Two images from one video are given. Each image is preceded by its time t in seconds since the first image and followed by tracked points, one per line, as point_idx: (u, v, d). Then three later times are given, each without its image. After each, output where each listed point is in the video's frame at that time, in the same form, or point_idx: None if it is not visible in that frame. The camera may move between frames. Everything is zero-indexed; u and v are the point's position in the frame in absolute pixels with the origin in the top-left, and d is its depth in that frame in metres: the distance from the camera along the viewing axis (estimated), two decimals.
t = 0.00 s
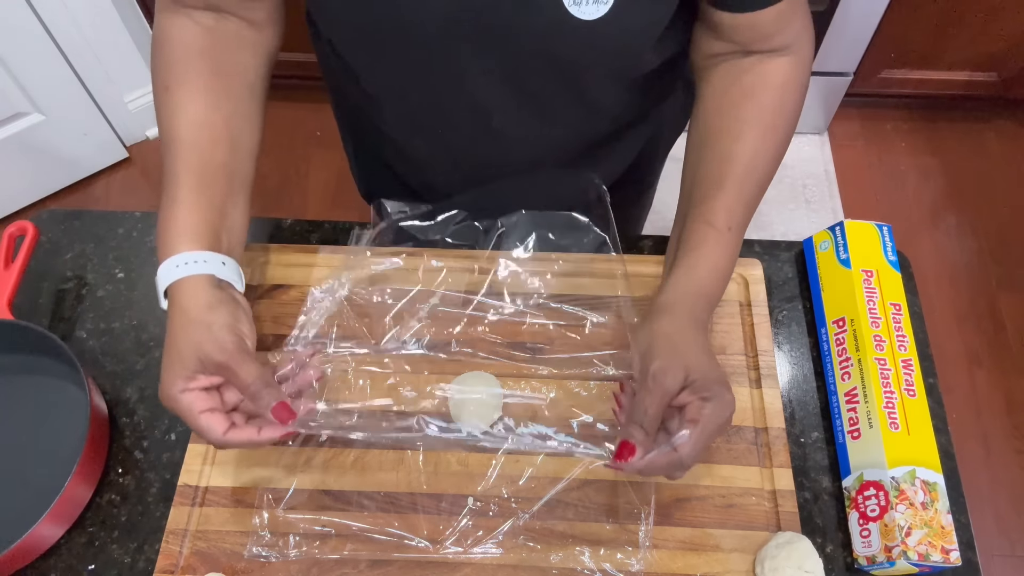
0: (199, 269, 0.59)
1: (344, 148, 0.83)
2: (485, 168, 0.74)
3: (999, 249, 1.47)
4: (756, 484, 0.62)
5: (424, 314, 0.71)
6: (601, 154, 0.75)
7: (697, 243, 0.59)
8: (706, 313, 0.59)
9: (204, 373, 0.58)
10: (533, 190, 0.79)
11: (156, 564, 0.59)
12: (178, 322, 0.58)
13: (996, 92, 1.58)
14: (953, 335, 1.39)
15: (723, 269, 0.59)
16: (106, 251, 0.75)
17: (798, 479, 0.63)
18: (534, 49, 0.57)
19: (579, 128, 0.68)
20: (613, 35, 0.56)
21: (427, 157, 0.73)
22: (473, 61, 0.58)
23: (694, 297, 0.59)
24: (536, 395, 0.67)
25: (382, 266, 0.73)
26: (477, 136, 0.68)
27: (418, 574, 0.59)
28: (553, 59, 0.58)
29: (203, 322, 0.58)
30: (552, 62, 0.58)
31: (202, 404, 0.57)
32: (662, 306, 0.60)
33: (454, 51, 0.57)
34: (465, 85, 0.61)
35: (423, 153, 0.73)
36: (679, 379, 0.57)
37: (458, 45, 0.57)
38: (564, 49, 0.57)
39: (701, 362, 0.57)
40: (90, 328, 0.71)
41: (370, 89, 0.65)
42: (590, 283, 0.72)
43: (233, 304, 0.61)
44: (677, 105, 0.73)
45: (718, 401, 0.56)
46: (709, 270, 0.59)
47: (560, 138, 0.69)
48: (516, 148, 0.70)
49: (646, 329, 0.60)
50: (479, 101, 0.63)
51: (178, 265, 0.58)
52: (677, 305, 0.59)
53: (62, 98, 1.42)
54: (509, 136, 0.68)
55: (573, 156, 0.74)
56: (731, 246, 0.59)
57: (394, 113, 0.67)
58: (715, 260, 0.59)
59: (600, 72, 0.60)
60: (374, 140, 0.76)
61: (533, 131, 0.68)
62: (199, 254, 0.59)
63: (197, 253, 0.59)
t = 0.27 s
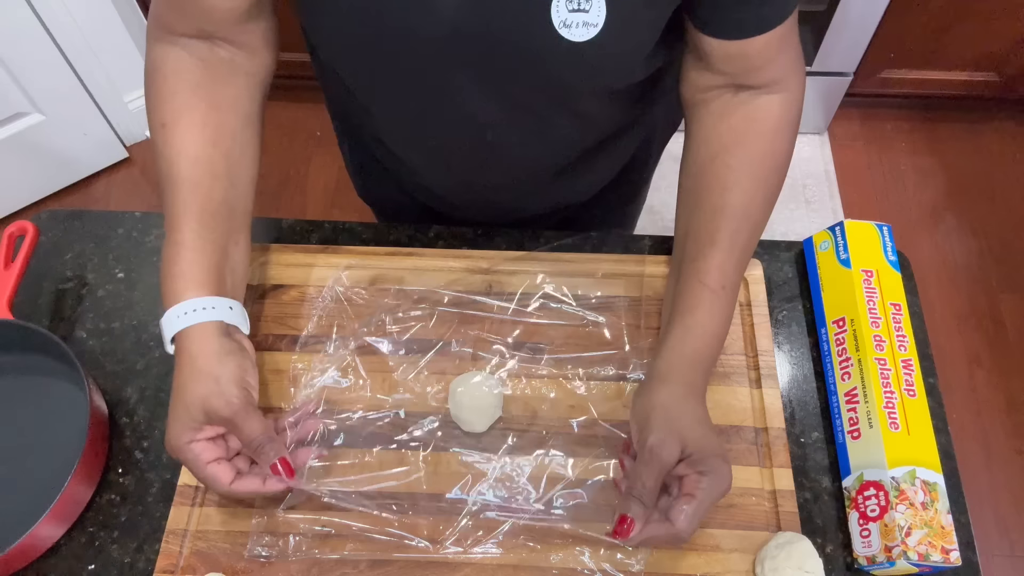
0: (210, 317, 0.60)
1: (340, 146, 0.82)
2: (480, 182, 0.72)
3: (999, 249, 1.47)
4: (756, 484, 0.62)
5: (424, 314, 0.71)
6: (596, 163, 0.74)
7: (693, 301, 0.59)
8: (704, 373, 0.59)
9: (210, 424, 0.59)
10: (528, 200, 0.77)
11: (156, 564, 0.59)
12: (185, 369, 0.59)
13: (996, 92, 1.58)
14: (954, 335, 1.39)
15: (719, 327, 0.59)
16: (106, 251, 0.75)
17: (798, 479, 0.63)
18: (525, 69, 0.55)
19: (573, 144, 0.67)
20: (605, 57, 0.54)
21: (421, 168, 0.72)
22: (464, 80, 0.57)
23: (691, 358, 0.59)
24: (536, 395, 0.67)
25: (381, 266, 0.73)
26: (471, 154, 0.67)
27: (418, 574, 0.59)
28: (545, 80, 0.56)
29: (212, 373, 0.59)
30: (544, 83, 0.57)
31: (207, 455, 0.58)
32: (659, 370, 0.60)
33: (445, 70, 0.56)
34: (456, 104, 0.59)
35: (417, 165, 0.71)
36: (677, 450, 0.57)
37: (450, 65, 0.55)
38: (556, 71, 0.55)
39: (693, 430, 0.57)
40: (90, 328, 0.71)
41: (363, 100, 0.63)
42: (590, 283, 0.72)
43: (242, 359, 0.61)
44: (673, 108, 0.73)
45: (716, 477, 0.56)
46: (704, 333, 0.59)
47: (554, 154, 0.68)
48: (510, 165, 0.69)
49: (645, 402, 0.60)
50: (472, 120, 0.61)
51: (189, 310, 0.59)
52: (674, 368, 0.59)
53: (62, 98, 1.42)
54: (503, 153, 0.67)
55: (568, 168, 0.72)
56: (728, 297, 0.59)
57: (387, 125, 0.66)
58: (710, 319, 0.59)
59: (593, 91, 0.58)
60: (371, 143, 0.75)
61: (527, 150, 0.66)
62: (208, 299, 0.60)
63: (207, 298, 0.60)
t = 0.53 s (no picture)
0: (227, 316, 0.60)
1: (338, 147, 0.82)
2: (477, 187, 0.72)
3: (999, 249, 1.47)
4: (756, 484, 0.62)
5: (424, 314, 0.71)
6: (594, 167, 0.73)
7: (683, 318, 0.60)
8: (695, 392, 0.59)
9: (225, 423, 0.59)
10: (525, 203, 0.77)
11: (156, 564, 0.59)
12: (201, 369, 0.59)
13: (997, 91, 1.58)
14: (954, 335, 1.39)
15: (710, 344, 0.59)
16: (106, 251, 0.75)
17: (798, 479, 0.63)
18: (519, 78, 0.55)
19: (569, 151, 0.67)
20: (598, 67, 0.54)
21: (417, 172, 0.72)
22: (459, 88, 0.57)
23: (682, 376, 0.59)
24: (536, 395, 0.67)
25: (381, 266, 0.73)
26: (466, 160, 0.67)
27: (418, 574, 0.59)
28: (539, 89, 0.56)
29: (229, 370, 0.60)
30: (538, 92, 0.57)
31: (222, 454, 0.58)
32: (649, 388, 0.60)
33: (439, 78, 0.56)
34: (451, 111, 0.60)
35: (413, 169, 0.72)
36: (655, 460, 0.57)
37: (444, 73, 0.55)
38: (550, 80, 0.55)
39: (670, 442, 0.57)
40: (90, 328, 0.71)
41: (359, 105, 0.63)
42: (590, 283, 0.72)
43: (259, 359, 0.62)
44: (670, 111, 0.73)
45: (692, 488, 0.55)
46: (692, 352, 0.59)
47: (550, 160, 0.68)
48: (506, 170, 0.69)
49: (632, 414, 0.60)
50: (467, 127, 0.61)
51: (206, 309, 0.60)
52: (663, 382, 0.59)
53: (62, 98, 1.42)
54: (498, 160, 0.67)
55: (565, 173, 0.72)
56: (722, 314, 0.60)
57: (383, 130, 0.66)
58: (700, 336, 0.59)
59: (588, 100, 0.58)
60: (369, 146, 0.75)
61: (523, 157, 0.66)
62: (230, 296, 0.61)
63: (222, 296, 0.60)
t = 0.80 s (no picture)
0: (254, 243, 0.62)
1: (338, 150, 0.82)
2: (476, 190, 0.73)
3: (999, 249, 1.47)
4: (756, 484, 0.62)
5: (424, 314, 0.71)
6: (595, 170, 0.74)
7: (682, 308, 0.59)
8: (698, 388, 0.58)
9: (228, 337, 0.60)
10: (525, 207, 0.77)
11: (156, 564, 0.59)
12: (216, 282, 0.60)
13: (997, 91, 1.58)
14: (954, 335, 1.39)
15: (712, 334, 0.59)
16: (106, 251, 0.75)
17: (798, 479, 0.63)
18: (518, 84, 0.55)
19: (568, 155, 0.67)
20: (597, 72, 0.54)
21: (416, 176, 0.72)
22: (457, 93, 0.57)
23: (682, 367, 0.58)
24: (536, 395, 0.67)
25: (381, 266, 0.73)
26: (465, 164, 0.67)
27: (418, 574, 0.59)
28: (538, 94, 0.56)
29: (259, 291, 0.61)
30: (537, 97, 0.57)
31: (201, 362, 0.57)
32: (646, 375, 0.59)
33: (437, 83, 0.56)
34: (450, 116, 0.60)
35: (412, 173, 0.72)
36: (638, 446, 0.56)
37: (442, 78, 0.55)
38: (549, 85, 0.55)
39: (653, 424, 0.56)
40: (91, 328, 0.71)
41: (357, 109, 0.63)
42: (590, 283, 0.72)
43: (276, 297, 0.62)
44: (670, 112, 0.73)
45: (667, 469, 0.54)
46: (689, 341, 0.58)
47: (549, 165, 0.68)
48: (506, 174, 0.69)
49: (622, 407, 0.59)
50: (466, 131, 0.62)
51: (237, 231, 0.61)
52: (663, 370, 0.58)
53: (62, 98, 1.42)
54: (498, 164, 0.67)
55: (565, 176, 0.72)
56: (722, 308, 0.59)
57: (382, 133, 0.66)
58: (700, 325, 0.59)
59: (587, 105, 0.58)
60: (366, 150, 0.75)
61: (522, 161, 0.66)
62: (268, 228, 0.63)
63: (254, 222, 0.62)
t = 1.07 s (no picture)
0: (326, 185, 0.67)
1: (342, 150, 0.83)
2: (476, 192, 0.73)
3: (999, 249, 1.47)
4: (756, 484, 0.62)
5: (424, 314, 0.71)
6: (594, 173, 0.74)
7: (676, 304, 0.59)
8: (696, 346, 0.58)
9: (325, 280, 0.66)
10: (524, 209, 0.77)
11: (156, 564, 0.59)
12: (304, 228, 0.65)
13: (996, 91, 1.58)
14: (954, 335, 1.39)
15: (720, 289, 0.60)
16: (106, 251, 0.75)
17: (798, 479, 0.64)
18: (516, 85, 0.55)
19: (567, 158, 0.67)
20: (595, 73, 0.54)
21: (417, 177, 0.72)
22: (455, 93, 0.57)
23: (683, 322, 0.59)
24: (536, 395, 0.68)
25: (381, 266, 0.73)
26: (464, 165, 0.67)
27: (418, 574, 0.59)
28: (536, 96, 0.56)
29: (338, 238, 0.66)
30: (535, 98, 0.57)
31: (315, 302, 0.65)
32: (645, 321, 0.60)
33: (437, 82, 0.56)
34: (448, 116, 0.60)
35: (413, 174, 0.72)
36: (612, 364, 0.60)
37: (441, 78, 0.55)
38: (546, 87, 0.55)
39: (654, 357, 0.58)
40: (91, 328, 0.71)
41: (359, 107, 0.64)
42: (590, 283, 0.72)
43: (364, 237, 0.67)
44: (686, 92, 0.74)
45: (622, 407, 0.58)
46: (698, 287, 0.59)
47: (547, 168, 0.68)
48: (504, 176, 0.69)
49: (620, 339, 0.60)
50: (464, 131, 0.62)
51: (312, 176, 0.66)
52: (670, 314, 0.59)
53: (62, 98, 1.42)
54: (496, 165, 0.67)
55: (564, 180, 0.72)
56: (725, 277, 0.60)
57: (383, 132, 0.66)
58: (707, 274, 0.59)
59: (585, 107, 0.58)
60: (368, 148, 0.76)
61: (520, 163, 0.66)
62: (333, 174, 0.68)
63: (325, 169, 0.67)
